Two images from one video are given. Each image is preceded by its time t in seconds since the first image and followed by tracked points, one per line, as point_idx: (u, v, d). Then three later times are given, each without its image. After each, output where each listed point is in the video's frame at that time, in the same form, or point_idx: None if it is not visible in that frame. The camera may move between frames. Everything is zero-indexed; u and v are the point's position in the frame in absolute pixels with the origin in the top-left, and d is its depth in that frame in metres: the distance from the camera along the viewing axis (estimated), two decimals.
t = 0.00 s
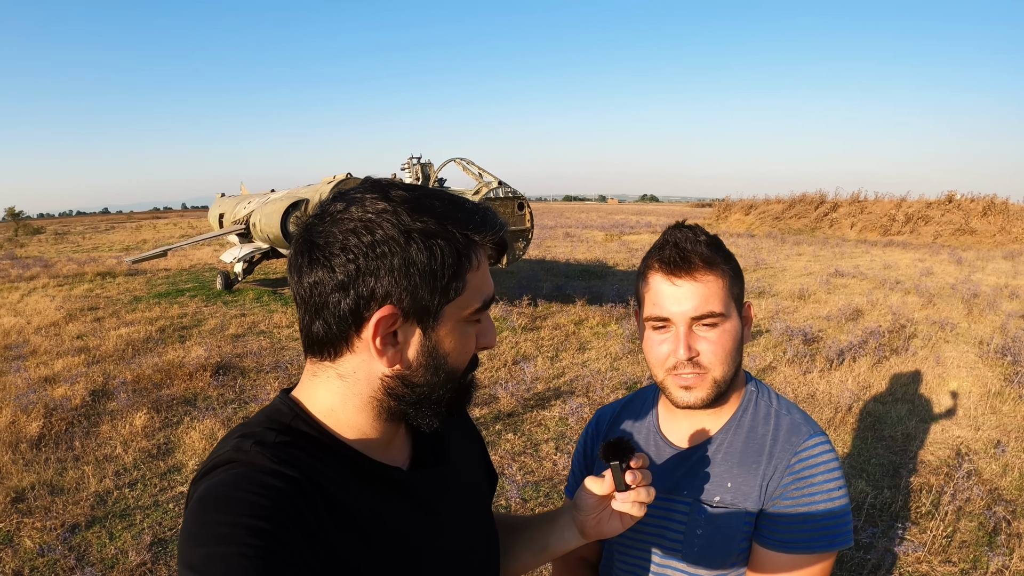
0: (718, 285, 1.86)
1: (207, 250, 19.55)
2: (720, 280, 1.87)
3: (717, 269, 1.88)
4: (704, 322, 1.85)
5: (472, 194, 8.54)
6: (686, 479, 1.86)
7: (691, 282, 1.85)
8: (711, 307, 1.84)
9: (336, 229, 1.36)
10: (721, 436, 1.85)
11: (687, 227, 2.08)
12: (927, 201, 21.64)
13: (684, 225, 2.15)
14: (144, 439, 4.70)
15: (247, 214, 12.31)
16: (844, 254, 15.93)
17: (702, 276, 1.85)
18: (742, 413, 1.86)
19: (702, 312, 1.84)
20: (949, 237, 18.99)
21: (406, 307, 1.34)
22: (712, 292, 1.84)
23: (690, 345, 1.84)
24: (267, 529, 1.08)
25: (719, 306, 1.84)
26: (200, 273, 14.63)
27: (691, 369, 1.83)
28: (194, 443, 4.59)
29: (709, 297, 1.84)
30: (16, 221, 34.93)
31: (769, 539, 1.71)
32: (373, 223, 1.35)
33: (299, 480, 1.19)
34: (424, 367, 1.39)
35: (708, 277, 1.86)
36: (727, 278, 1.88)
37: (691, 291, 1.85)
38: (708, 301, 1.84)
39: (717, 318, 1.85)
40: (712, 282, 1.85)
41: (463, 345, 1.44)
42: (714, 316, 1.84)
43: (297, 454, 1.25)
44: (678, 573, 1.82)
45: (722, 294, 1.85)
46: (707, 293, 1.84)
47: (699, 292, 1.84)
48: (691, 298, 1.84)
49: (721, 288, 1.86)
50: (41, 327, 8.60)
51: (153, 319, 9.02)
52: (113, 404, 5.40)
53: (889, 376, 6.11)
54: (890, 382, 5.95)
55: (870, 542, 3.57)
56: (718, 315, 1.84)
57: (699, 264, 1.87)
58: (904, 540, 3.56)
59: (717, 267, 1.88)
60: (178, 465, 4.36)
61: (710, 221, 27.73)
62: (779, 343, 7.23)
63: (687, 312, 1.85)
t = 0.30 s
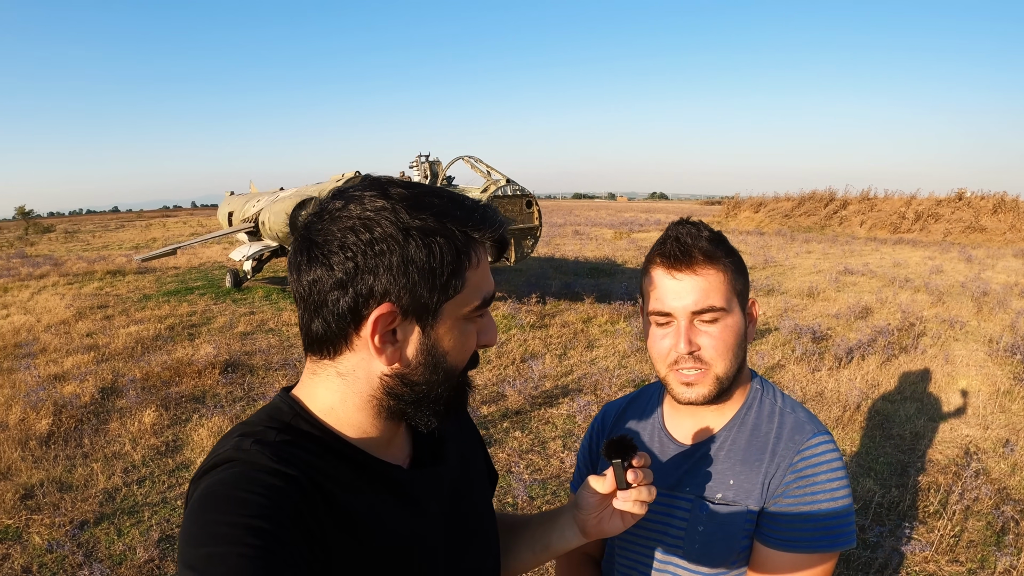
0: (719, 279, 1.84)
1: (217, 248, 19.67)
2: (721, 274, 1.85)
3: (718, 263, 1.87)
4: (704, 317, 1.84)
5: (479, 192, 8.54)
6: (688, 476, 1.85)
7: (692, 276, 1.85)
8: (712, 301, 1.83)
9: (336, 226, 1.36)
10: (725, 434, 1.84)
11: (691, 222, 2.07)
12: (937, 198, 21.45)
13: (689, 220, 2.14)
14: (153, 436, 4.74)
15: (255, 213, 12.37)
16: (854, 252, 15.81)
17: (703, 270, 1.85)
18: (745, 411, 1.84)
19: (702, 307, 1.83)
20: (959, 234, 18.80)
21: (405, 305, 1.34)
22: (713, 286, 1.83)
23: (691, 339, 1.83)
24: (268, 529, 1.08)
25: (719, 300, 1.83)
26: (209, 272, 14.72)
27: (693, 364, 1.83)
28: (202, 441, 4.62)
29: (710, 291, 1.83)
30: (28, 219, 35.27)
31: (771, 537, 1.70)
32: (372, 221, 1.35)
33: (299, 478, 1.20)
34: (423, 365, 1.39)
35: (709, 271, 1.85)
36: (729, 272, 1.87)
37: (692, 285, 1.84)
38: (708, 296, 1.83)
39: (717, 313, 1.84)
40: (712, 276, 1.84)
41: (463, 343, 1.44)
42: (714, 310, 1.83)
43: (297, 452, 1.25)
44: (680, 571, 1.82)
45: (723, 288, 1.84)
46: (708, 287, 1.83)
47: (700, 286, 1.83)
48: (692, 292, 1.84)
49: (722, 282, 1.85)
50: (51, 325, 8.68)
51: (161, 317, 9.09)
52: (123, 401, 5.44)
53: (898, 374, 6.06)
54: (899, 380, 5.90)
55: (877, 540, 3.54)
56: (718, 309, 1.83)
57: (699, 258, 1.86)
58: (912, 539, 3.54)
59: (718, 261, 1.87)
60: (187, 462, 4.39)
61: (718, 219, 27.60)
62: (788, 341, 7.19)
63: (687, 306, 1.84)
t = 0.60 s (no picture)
0: (711, 280, 1.84)
1: (224, 248, 19.75)
2: (715, 277, 1.85)
3: (713, 265, 1.86)
4: (696, 319, 1.85)
5: (486, 195, 8.56)
6: (691, 481, 1.85)
7: (684, 279, 1.86)
8: (702, 303, 1.83)
9: (340, 227, 1.37)
10: (728, 438, 1.84)
11: (694, 225, 2.06)
12: (944, 205, 21.35)
13: (694, 223, 2.13)
14: (157, 435, 4.76)
15: (263, 213, 12.43)
16: (861, 258, 15.74)
17: (694, 273, 1.85)
18: (749, 417, 1.85)
19: (694, 309, 1.84)
20: (966, 241, 18.70)
21: (409, 307, 1.35)
22: (704, 288, 1.84)
23: (681, 341, 1.85)
24: (268, 529, 1.09)
25: (711, 302, 1.83)
26: (216, 271, 14.79)
27: (685, 365, 1.85)
28: (206, 440, 4.64)
29: (701, 293, 1.83)
30: (36, 218, 35.53)
31: (771, 543, 1.70)
32: (377, 223, 1.36)
33: (300, 479, 1.21)
34: (426, 367, 1.40)
35: (700, 273, 1.85)
36: (722, 274, 1.86)
37: (684, 288, 1.86)
38: (699, 298, 1.83)
39: (710, 315, 1.83)
40: (704, 279, 1.84)
41: (465, 346, 1.45)
42: (706, 313, 1.83)
43: (298, 453, 1.26)
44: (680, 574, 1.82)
45: (715, 290, 1.84)
46: (699, 289, 1.84)
47: (691, 288, 1.84)
48: (683, 295, 1.85)
49: (715, 285, 1.84)
50: (58, 323, 8.74)
51: (168, 316, 9.13)
52: (128, 400, 5.47)
53: (903, 381, 6.03)
54: (904, 387, 5.87)
55: (880, 547, 3.52)
56: (710, 312, 1.83)
57: (690, 261, 1.87)
58: (915, 546, 3.52)
59: (713, 264, 1.86)
60: (191, 461, 4.40)
61: (725, 224, 27.54)
62: (793, 346, 7.17)
63: (679, 308, 1.86)
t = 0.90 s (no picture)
0: (730, 281, 1.83)
1: (233, 240, 19.82)
2: (733, 277, 1.84)
3: (730, 266, 1.86)
4: (715, 319, 1.82)
5: (495, 189, 8.54)
6: (695, 480, 1.84)
7: (704, 278, 1.84)
8: (722, 303, 1.81)
9: (340, 226, 1.36)
10: (732, 439, 1.83)
11: (706, 226, 2.06)
12: (955, 203, 21.14)
13: (703, 224, 2.12)
14: (164, 426, 4.79)
15: (272, 206, 12.46)
16: (871, 256, 15.62)
17: (714, 272, 1.84)
18: (755, 417, 1.83)
19: (713, 309, 1.82)
20: (977, 241, 18.52)
21: (411, 306, 1.34)
22: (724, 289, 1.82)
23: (700, 341, 1.82)
24: (268, 527, 1.09)
25: (730, 303, 1.81)
26: (225, 263, 14.86)
27: (701, 366, 1.82)
28: (213, 432, 4.66)
29: (721, 293, 1.82)
30: (47, 209, 35.74)
31: (775, 544, 1.68)
32: (377, 221, 1.35)
33: (300, 478, 1.20)
34: (428, 365, 1.39)
35: (720, 274, 1.83)
36: (741, 275, 1.86)
37: (703, 287, 1.83)
38: (719, 298, 1.81)
39: (728, 315, 1.82)
40: (724, 279, 1.83)
41: (467, 344, 1.44)
42: (725, 313, 1.82)
43: (299, 452, 1.26)
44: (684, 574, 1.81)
45: (734, 291, 1.83)
46: (719, 289, 1.82)
47: (711, 288, 1.82)
48: (702, 294, 1.83)
49: (733, 286, 1.83)
50: (67, 314, 8.80)
51: (176, 308, 9.19)
52: (136, 391, 5.51)
53: (912, 381, 5.98)
54: (912, 387, 5.82)
55: (885, 548, 3.50)
56: (729, 312, 1.82)
57: (711, 260, 1.86)
58: (920, 548, 3.49)
59: (730, 264, 1.86)
60: (198, 452, 4.43)
61: (734, 220, 27.38)
62: (801, 344, 7.12)
63: (697, 308, 1.83)
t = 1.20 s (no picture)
0: (749, 283, 1.81)
1: (240, 234, 19.86)
2: (750, 279, 1.82)
3: (747, 267, 1.84)
4: (732, 319, 1.80)
5: (502, 185, 8.51)
6: (701, 482, 1.81)
7: (722, 279, 1.81)
8: (740, 305, 1.79)
9: (345, 225, 1.34)
10: (739, 440, 1.80)
11: (719, 225, 2.03)
12: (964, 203, 20.97)
13: (714, 223, 2.10)
14: (170, 419, 4.80)
15: (279, 200, 12.47)
16: (878, 255, 15.52)
17: (733, 273, 1.82)
18: (760, 418, 1.80)
19: (731, 310, 1.79)
20: (985, 240, 18.37)
21: (416, 305, 1.32)
22: (741, 290, 1.80)
23: (716, 342, 1.79)
24: (271, 525, 1.08)
25: (747, 304, 1.80)
26: (232, 257, 14.90)
27: (716, 367, 1.80)
28: (218, 425, 4.67)
29: (738, 294, 1.80)
30: (55, 200, 35.92)
31: (782, 546, 1.67)
32: (383, 220, 1.33)
33: (304, 477, 1.19)
34: (432, 365, 1.37)
35: (738, 275, 1.82)
36: (758, 277, 1.84)
37: (720, 288, 1.81)
38: (737, 300, 1.79)
39: (745, 317, 1.80)
40: (742, 280, 1.81)
41: (472, 342, 1.42)
42: (742, 314, 1.80)
43: (303, 450, 1.24)
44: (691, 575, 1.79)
45: (752, 293, 1.81)
46: (736, 290, 1.80)
47: (729, 289, 1.80)
48: (720, 294, 1.80)
49: (750, 287, 1.81)
50: (74, 306, 8.85)
51: (183, 301, 9.21)
52: (142, 384, 5.53)
53: (918, 381, 5.94)
54: (919, 387, 5.78)
55: (890, 549, 3.47)
56: (746, 314, 1.80)
57: (730, 262, 1.84)
58: (925, 549, 3.46)
59: (748, 266, 1.84)
60: (203, 446, 4.44)
61: (742, 218, 27.24)
62: (808, 343, 7.08)
63: (715, 309, 1.80)
